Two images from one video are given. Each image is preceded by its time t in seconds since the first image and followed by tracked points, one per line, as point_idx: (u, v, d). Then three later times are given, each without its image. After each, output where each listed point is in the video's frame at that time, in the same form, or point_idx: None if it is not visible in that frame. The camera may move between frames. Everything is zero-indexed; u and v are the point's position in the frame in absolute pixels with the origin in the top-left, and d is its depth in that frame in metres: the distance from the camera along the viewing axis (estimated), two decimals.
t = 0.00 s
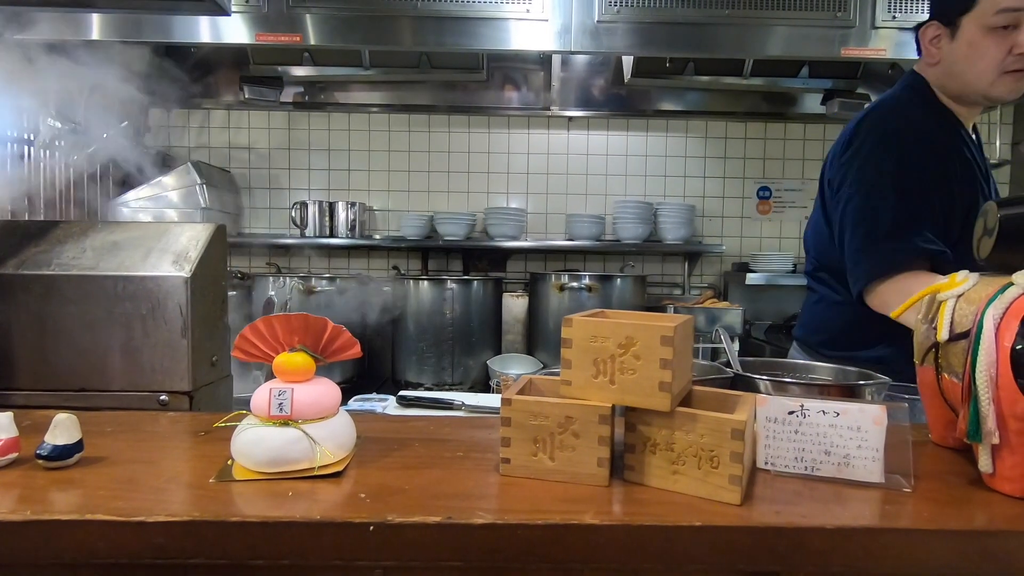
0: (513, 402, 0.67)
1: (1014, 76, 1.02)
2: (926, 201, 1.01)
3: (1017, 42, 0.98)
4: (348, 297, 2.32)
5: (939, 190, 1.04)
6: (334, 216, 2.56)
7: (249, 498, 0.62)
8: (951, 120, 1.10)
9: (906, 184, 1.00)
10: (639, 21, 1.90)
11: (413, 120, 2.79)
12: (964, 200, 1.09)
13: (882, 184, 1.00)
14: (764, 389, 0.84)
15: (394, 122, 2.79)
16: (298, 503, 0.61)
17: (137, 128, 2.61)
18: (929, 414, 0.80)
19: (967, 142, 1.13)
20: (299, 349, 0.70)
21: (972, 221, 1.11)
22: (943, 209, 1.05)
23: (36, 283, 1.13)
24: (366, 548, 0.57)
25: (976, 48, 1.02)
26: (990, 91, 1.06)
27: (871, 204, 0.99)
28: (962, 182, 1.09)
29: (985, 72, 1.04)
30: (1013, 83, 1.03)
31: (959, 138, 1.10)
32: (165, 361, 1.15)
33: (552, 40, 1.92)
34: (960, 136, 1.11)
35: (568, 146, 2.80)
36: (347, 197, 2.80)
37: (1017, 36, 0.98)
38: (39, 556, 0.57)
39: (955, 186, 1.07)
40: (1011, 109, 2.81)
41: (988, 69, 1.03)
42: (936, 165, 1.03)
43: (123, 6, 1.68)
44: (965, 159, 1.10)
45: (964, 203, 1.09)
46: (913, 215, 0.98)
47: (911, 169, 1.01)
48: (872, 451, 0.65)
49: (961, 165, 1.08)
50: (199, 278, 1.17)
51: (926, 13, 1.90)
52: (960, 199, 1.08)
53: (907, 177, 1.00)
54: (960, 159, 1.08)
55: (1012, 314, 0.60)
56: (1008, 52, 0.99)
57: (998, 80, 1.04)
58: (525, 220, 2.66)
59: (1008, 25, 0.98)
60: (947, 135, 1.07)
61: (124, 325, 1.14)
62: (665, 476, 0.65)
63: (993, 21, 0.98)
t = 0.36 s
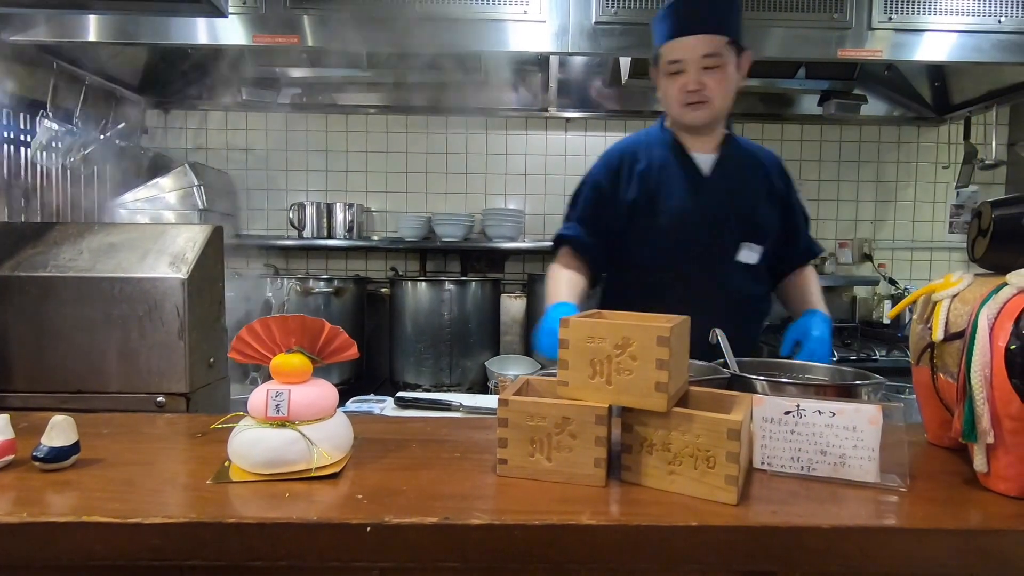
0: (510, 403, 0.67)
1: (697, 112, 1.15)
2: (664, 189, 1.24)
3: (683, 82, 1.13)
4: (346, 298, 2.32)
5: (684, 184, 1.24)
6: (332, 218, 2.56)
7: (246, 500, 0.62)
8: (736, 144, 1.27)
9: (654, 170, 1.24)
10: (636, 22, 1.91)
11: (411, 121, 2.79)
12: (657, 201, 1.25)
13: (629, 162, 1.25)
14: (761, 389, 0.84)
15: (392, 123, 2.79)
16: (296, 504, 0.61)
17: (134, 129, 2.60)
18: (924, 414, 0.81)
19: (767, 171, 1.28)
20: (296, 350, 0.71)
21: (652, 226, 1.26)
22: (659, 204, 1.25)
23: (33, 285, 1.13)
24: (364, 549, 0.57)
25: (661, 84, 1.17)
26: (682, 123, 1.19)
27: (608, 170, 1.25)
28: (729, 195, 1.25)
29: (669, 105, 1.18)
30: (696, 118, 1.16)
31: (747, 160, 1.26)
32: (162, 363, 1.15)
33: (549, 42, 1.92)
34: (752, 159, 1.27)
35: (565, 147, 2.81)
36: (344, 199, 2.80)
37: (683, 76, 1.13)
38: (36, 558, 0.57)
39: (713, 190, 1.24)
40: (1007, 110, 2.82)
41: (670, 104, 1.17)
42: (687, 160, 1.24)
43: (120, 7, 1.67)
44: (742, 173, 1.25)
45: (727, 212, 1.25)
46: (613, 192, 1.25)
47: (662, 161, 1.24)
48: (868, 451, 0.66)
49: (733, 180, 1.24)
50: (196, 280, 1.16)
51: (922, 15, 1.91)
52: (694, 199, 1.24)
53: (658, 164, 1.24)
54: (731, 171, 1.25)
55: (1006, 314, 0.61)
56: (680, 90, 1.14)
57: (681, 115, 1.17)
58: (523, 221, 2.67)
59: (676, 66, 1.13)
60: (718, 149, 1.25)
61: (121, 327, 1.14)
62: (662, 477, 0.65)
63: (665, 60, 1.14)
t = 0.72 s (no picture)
0: (509, 403, 0.67)
1: (517, 126, 1.24)
2: (540, 194, 1.38)
3: (493, 102, 1.20)
4: (344, 299, 2.33)
5: (561, 192, 1.37)
6: (331, 218, 2.56)
7: (245, 501, 0.62)
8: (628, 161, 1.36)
9: (535, 175, 1.37)
10: (636, 22, 1.91)
11: (410, 121, 2.79)
12: (537, 209, 1.39)
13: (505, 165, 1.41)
14: (760, 389, 0.84)
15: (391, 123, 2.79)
16: (295, 505, 0.61)
17: (132, 129, 2.60)
18: (923, 414, 0.81)
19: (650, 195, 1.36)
20: (295, 351, 0.70)
21: (526, 234, 1.40)
22: (539, 210, 1.39)
23: (31, 286, 1.12)
24: (364, 549, 0.57)
25: (473, 106, 1.24)
26: (505, 142, 1.27)
27: (491, 161, 1.41)
28: (603, 207, 1.37)
29: (485, 123, 1.25)
30: (516, 134, 1.24)
31: (634, 178, 1.35)
32: (161, 363, 1.14)
33: (548, 42, 1.92)
34: (641, 177, 1.35)
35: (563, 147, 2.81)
36: (343, 199, 2.80)
37: (492, 97, 1.20)
38: (35, 560, 0.57)
39: (587, 203, 1.36)
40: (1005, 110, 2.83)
41: (486, 124, 1.24)
42: (565, 170, 1.37)
43: (118, 7, 1.67)
44: (627, 190, 1.35)
45: (591, 228, 1.37)
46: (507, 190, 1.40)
47: (536, 163, 1.36)
48: (867, 450, 0.66)
49: (611, 194, 1.36)
50: (194, 280, 1.16)
51: (919, 15, 1.91)
52: (560, 210, 1.37)
53: (534, 166, 1.36)
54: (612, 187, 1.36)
55: (1005, 314, 0.61)
56: (491, 111, 1.21)
57: (504, 132, 1.25)
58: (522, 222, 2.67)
59: (483, 90, 1.20)
60: (606, 164, 1.36)
61: (119, 327, 1.14)
62: (662, 477, 0.65)
63: (467, 85, 1.21)
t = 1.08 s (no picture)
0: (509, 403, 0.67)
1: (517, 129, 1.24)
2: (545, 195, 1.38)
3: (492, 106, 1.20)
4: (343, 299, 2.33)
5: (566, 193, 1.37)
6: (329, 218, 2.56)
7: (244, 501, 0.61)
8: (634, 162, 1.35)
9: (540, 175, 1.36)
10: (635, 22, 1.91)
11: (409, 121, 2.79)
12: (542, 210, 1.39)
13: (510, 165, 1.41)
14: (760, 389, 0.84)
15: (389, 123, 2.79)
16: (295, 506, 0.61)
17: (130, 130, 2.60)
18: (923, 413, 0.81)
19: (656, 196, 1.36)
20: (294, 351, 0.70)
21: (532, 234, 1.40)
22: (543, 211, 1.39)
23: (29, 286, 1.12)
24: (363, 550, 0.57)
25: (474, 110, 1.24)
26: (507, 144, 1.28)
27: (496, 160, 1.42)
28: (608, 208, 1.36)
29: (486, 126, 1.26)
30: (517, 136, 1.25)
31: (640, 178, 1.35)
32: (160, 364, 1.14)
33: (547, 42, 1.91)
34: (647, 178, 1.35)
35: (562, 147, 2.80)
36: (342, 199, 2.80)
37: (492, 101, 1.20)
38: (33, 561, 0.57)
39: (592, 205, 1.36)
40: (1003, 110, 2.83)
41: (487, 127, 1.25)
42: (570, 171, 1.36)
43: (115, 6, 1.67)
44: (633, 191, 1.35)
45: (596, 229, 1.37)
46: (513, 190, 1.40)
47: (541, 163, 1.36)
48: (867, 450, 0.66)
49: (616, 195, 1.36)
50: (194, 280, 1.16)
51: (917, 15, 1.91)
52: (565, 211, 1.37)
53: (539, 167, 1.36)
54: (617, 188, 1.36)
55: (1005, 312, 0.61)
56: (491, 115, 1.22)
57: (506, 134, 1.25)
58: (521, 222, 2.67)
59: (483, 94, 1.20)
60: (611, 165, 1.35)
61: (118, 328, 1.14)
62: (662, 477, 0.65)
63: (467, 89, 1.21)
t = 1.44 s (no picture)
0: (509, 403, 0.67)
1: (509, 133, 1.24)
2: (540, 197, 1.37)
3: (481, 113, 1.20)
4: (343, 299, 2.33)
5: (561, 194, 1.36)
6: (328, 218, 2.56)
7: (244, 502, 0.61)
8: (628, 161, 1.35)
9: (535, 178, 1.36)
10: (634, 22, 1.91)
11: (408, 121, 2.79)
12: (538, 212, 1.38)
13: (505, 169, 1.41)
14: (759, 388, 0.84)
15: (388, 123, 2.78)
16: (295, 506, 0.61)
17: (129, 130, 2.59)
18: (922, 412, 0.81)
19: (651, 195, 1.35)
20: (294, 351, 0.70)
21: (529, 237, 1.40)
22: (539, 213, 1.38)
23: (28, 286, 1.12)
24: (364, 551, 0.57)
25: (464, 117, 1.25)
26: (500, 148, 1.28)
27: (490, 164, 1.41)
28: (605, 208, 1.36)
29: (476, 133, 1.26)
30: (508, 140, 1.25)
31: (635, 177, 1.34)
32: (159, 363, 1.14)
33: (546, 42, 1.91)
34: (641, 177, 1.35)
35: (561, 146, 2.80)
36: (341, 199, 2.80)
37: (481, 108, 1.20)
38: (32, 562, 0.57)
39: (587, 205, 1.36)
40: (1002, 110, 2.83)
41: (478, 133, 1.25)
42: (565, 172, 1.36)
43: (113, 6, 1.66)
44: (628, 190, 1.34)
45: (593, 229, 1.36)
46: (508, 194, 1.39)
47: (536, 166, 1.35)
48: (867, 449, 0.66)
49: (612, 195, 1.35)
50: (193, 280, 1.16)
51: (916, 15, 1.91)
52: (561, 213, 1.37)
53: (534, 169, 1.36)
54: (613, 188, 1.35)
55: (1005, 312, 0.61)
56: (481, 121, 1.22)
57: (498, 139, 1.26)
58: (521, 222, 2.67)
59: (471, 102, 1.20)
60: (606, 165, 1.34)
61: (117, 328, 1.13)
62: (662, 476, 0.65)
63: (455, 98, 1.21)
